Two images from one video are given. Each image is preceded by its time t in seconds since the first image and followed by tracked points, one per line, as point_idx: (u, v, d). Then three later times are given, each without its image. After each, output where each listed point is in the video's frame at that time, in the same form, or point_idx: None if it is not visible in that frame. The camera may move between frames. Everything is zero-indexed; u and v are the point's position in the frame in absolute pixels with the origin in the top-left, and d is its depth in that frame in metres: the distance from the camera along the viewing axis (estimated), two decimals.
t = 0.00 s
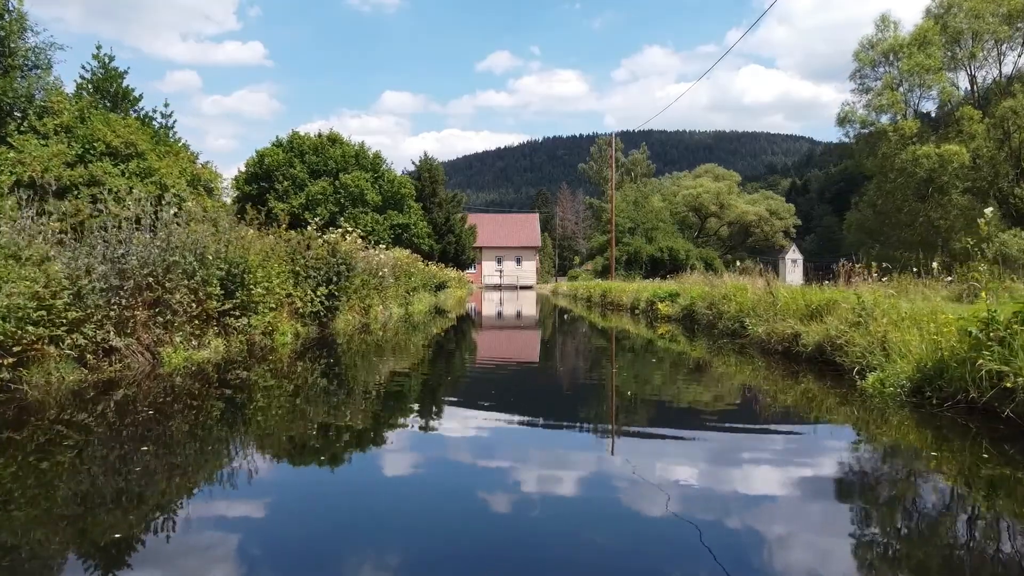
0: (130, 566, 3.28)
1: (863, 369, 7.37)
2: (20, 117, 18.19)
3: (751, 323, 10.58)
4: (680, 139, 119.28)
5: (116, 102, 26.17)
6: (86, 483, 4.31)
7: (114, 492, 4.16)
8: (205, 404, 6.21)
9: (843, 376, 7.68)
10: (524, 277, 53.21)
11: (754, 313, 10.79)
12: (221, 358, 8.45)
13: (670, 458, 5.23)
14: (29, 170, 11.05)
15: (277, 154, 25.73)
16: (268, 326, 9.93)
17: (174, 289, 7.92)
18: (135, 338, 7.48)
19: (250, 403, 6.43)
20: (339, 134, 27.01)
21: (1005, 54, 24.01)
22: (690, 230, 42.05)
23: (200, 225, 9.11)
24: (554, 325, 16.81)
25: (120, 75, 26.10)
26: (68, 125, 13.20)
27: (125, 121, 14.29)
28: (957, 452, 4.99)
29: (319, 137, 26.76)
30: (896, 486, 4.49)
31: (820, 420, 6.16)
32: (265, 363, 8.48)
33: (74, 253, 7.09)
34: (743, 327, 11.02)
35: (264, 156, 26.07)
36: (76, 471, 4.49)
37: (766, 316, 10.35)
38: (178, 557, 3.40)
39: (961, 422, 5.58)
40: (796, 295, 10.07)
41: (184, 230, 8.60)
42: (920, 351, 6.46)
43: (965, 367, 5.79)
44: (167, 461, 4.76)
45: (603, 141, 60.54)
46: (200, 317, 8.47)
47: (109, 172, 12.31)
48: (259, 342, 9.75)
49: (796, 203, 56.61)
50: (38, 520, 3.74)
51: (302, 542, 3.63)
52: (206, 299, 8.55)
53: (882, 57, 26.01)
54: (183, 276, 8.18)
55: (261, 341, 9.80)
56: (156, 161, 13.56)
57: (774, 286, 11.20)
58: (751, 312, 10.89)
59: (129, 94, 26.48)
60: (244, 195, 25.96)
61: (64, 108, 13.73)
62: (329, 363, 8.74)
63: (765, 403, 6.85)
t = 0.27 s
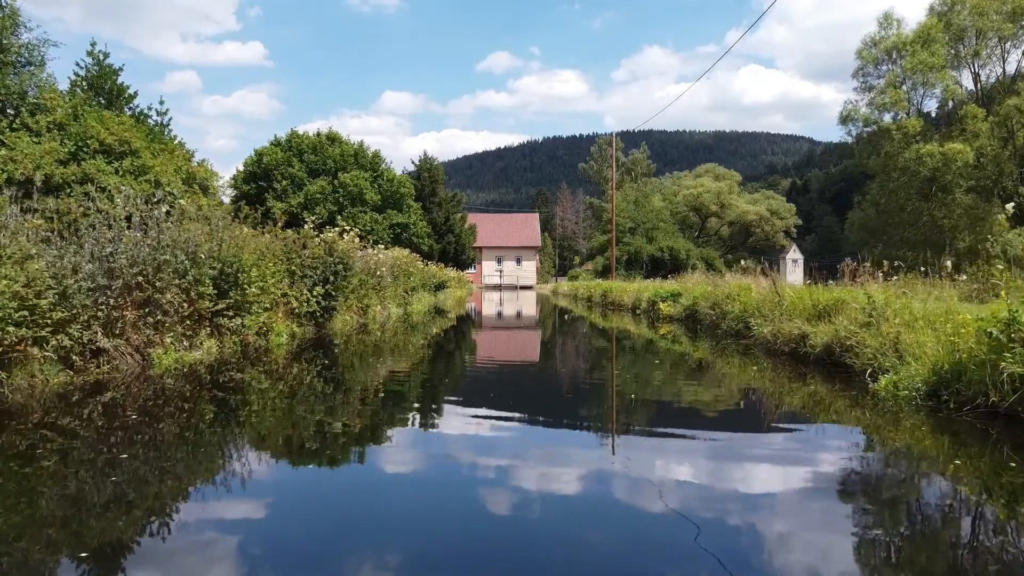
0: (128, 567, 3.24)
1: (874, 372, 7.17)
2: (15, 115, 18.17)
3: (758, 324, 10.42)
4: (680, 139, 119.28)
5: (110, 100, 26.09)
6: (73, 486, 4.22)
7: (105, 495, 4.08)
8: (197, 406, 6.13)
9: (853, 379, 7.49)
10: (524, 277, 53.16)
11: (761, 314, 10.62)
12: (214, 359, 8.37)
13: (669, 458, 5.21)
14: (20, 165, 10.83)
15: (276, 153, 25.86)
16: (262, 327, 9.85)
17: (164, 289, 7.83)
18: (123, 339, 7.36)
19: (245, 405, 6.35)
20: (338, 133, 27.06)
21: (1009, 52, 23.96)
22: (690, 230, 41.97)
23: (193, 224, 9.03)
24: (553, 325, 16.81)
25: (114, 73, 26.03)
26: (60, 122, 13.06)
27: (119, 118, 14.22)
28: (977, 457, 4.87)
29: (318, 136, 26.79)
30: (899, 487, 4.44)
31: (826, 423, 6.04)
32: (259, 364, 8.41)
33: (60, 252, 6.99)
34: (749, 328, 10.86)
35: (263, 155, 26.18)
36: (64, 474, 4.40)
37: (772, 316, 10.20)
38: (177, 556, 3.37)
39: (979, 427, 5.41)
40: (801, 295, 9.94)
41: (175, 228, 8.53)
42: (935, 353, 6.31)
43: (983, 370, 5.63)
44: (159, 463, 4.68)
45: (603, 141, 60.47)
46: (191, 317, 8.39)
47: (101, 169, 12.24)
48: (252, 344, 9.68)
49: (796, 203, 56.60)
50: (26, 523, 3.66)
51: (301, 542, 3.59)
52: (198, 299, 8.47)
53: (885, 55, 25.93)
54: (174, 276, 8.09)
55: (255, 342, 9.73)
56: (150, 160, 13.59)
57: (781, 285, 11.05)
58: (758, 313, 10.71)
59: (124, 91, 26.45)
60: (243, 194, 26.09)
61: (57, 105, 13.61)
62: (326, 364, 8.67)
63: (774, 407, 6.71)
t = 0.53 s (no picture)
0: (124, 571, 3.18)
1: (888, 375, 6.93)
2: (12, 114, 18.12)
3: (764, 325, 10.24)
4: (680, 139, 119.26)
5: (104, 97, 25.94)
6: (60, 492, 4.11)
7: (94, 500, 3.98)
8: (190, 408, 6.03)
9: (865, 382, 7.29)
10: (524, 277, 53.13)
11: (768, 315, 10.43)
12: (207, 361, 8.25)
13: (669, 458, 5.17)
14: (12, 164, 10.56)
15: (275, 152, 26.00)
16: (256, 327, 9.75)
17: (154, 289, 7.68)
18: (112, 340, 7.24)
19: (240, 406, 6.26)
20: (337, 132, 27.07)
21: (1013, 51, 23.93)
22: (691, 230, 41.90)
23: (185, 222, 8.90)
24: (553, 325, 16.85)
25: (107, 70, 25.90)
26: (53, 120, 12.83)
27: (113, 116, 14.16)
28: (994, 461, 4.74)
29: (316, 135, 26.79)
30: (903, 489, 4.38)
31: (833, 426, 5.90)
32: (253, 364, 8.31)
33: (46, 251, 6.86)
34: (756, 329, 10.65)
35: (261, 154, 26.30)
36: (51, 479, 4.29)
37: (779, 317, 10.02)
38: (178, 557, 3.34)
39: (999, 434, 5.18)
40: (807, 295, 9.80)
41: (166, 227, 8.40)
42: (952, 356, 6.09)
43: (1002, 374, 5.41)
44: (150, 467, 4.58)
45: (603, 141, 60.46)
46: (183, 317, 8.26)
47: (93, 168, 12.01)
48: (245, 345, 9.58)
49: (796, 203, 56.61)
50: (8, 531, 3.58)
51: (301, 542, 3.56)
52: (190, 299, 8.34)
53: (888, 53, 25.91)
54: (166, 275, 7.96)
55: (248, 343, 9.62)
56: (144, 158, 13.57)
57: (789, 285, 10.87)
58: (766, 313, 10.51)
59: (119, 88, 26.31)
60: (242, 193, 26.41)
61: (49, 102, 13.46)
62: (322, 366, 8.57)
63: (782, 410, 6.54)
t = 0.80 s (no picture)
0: (121, 571, 3.14)
1: (903, 378, 6.69)
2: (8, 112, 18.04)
3: (771, 327, 10.04)
4: (680, 139, 119.24)
5: (98, 94, 25.76)
6: (46, 496, 4.00)
7: (83, 504, 3.88)
8: (181, 411, 5.89)
9: (877, 386, 7.07)
10: (524, 277, 53.10)
11: (776, 316, 10.22)
12: (199, 362, 8.09)
13: (669, 458, 5.15)
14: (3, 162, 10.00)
15: (273, 151, 26.04)
16: (249, 328, 9.61)
17: (144, 288, 7.56)
18: (99, 341, 7.10)
19: (234, 408, 6.14)
20: (336, 131, 27.04)
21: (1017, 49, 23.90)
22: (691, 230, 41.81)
23: (176, 221, 8.79)
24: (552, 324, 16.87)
25: (102, 67, 25.78)
26: (45, 117, 12.67)
27: (105, 112, 14.06)
28: (1013, 468, 4.57)
29: (315, 134, 26.74)
30: (906, 490, 4.33)
31: (841, 429, 5.79)
32: (247, 366, 8.16)
33: (31, 249, 6.76)
34: (762, 329, 10.41)
35: (260, 153, 26.35)
36: (34, 485, 4.16)
37: (787, 317, 9.82)
38: (178, 557, 3.31)
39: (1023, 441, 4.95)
40: (814, 294, 9.65)
41: (158, 225, 8.30)
42: (969, 358, 5.87)
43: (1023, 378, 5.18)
44: (139, 471, 4.46)
45: (604, 140, 60.42)
46: (173, 318, 8.12)
47: (86, 166, 11.88)
48: (238, 346, 9.43)
49: (796, 203, 56.63)
50: None
51: (301, 542, 3.54)
52: (181, 299, 8.21)
53: (891, 51, 25.90)
54: (156, 274, 7.84)
55: (242, 344, 9.48)
56: (138, 155, 13.49)
57: (796, 286, 10.69)
58: (773, 314, 10.29)
59: (113, 85, 26.15)
60: (242, 193, 26.49)
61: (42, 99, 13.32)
62: (318, 367, 8.44)
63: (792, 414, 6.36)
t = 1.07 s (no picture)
0: (120, 571, 3.12)
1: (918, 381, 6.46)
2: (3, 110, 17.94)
3: (778, 328, 9.87)
4: (680, 139, 119.26)
5: (92, 91, 25.56)
6: (28, 503, 3.88)
7: (73, 509, 3.79)
8: (170, 414, 5.75)
9: (889, 389, 6.87)
10: (524, 277, 53.06)
11: (782, 317, 10.09)
12: (190, 364, 7.94)
13: (669, 458, 5.13)
14: None
15: (271, 151, 25.91)
16: (243, 328, 9.45)
17: (133, 288, 7.37)
18: (86, 343, 6.92)
19: (228, 410, 6.04)
20: (335, 130, 26.97)
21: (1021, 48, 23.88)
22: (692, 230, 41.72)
23: (167, 219, 8.57)
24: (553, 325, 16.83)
25: (96, 63, 25.59)
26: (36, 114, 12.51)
27: (98, 109, 13.92)
28: None
29: (314, 133, 26.70)
30: (907, 491, 4.30)
31: (850, 432, 5.67)
32: (240, 368, 8.02)
33: (15, 247, 6.56)
34: (769, 331, 10.23)
35: (257, 153, 26.15)
36: (17, 493, 4.02)
37: (794, 317, 9.68)
38: (177, 557, 3.28)
39: None
40: (820, 295, 9.53)
41: (146, 224, 8.07)
42: (989, 362, 5.66)
43: None
44: (128, 475, 4.35)
45: (604, 140, 60.39)
46: (163, 319, 7.93)
47: (79, 163, 11.75)
48: (231, 348, 9.28)
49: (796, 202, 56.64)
50: None
51: (301, 542, 3.51)
52: (172, 299, 8.01)
53: (895, 49, 25.92)
54: (146, 274, 7.65)
55: (235, 346, 9.32)
56: (131, 153, 13.35)
57: (803, 286, 10.55)
58: (779, 315, 10.16)
59: (107, 82, 25.96)
60: (240, 192, 26.45)
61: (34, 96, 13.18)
62: (314, 368, 8.32)
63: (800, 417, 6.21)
